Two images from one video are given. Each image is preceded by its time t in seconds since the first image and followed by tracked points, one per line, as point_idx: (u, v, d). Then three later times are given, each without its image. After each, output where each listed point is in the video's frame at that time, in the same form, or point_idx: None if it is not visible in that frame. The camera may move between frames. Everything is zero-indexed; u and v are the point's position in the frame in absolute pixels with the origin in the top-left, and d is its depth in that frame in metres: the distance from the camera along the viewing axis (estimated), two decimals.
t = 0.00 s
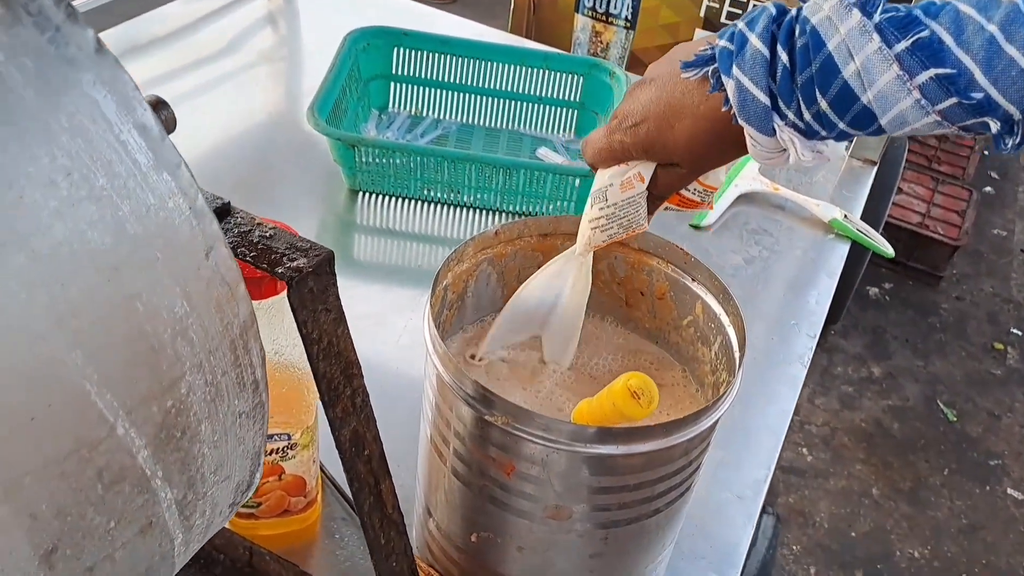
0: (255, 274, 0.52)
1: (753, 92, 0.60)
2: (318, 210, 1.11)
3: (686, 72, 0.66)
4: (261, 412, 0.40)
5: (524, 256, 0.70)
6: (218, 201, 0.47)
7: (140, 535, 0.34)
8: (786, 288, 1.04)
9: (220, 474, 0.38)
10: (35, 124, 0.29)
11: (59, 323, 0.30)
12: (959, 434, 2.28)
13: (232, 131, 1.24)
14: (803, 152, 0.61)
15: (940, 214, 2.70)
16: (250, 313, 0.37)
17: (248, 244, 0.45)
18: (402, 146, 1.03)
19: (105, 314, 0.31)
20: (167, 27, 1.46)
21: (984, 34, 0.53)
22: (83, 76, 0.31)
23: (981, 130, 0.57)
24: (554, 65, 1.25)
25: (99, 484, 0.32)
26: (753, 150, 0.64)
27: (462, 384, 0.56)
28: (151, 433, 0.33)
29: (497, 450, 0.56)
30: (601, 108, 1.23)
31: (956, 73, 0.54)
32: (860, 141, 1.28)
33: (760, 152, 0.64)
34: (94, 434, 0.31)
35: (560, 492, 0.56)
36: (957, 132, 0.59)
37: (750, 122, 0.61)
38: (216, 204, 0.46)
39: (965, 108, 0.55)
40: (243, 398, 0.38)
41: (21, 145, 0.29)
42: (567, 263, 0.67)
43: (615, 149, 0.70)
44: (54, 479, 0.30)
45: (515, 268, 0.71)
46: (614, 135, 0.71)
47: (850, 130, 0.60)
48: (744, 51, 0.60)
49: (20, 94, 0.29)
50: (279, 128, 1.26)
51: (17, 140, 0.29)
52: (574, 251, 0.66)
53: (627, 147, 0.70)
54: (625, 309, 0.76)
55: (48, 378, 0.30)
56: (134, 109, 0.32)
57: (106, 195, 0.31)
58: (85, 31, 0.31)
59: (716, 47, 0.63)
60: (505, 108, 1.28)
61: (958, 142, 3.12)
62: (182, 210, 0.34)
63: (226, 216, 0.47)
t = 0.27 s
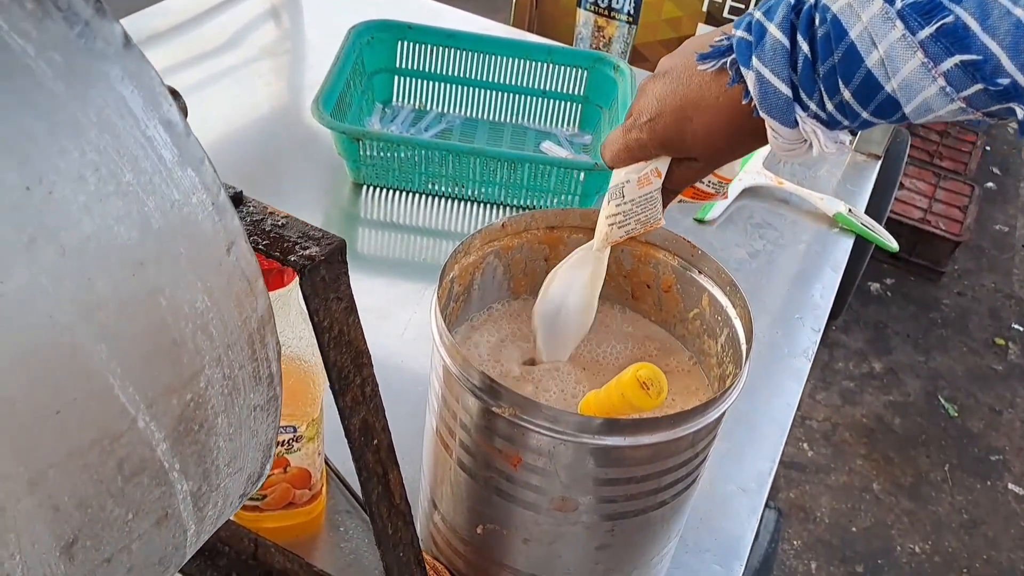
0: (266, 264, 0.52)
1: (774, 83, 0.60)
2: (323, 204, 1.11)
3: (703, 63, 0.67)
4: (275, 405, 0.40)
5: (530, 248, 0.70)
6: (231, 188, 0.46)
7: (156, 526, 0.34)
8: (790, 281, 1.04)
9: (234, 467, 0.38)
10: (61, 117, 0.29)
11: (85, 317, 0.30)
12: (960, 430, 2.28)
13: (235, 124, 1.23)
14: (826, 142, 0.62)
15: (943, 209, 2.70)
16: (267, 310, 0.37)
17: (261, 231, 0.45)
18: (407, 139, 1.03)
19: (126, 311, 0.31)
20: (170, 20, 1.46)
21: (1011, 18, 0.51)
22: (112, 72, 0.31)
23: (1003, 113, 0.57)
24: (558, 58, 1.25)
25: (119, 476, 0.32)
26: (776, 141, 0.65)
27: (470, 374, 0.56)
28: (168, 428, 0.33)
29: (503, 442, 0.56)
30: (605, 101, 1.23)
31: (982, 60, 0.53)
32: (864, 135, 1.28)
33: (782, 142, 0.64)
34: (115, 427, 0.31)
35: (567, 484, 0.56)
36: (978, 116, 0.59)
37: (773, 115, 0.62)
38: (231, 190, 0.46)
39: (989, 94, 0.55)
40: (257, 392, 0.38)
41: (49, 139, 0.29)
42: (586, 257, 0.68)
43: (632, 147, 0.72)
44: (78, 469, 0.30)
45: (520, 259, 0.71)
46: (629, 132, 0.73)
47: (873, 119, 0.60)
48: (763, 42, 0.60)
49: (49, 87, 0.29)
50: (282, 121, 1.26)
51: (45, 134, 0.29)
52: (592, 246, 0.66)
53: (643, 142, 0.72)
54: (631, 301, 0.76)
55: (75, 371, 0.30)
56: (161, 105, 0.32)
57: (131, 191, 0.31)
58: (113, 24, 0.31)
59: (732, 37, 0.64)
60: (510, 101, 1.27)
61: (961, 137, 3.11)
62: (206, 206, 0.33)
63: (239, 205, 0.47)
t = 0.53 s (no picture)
0: (265, 262, 0.51)
1: (778, 67, 0.61)
2: (323, 200, 1.10)
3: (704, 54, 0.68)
4: (273, 413, 0.40)
5: (531, 244, 0.70)
6: (229, 186, 0.46)
7: (153, 537, 0.34)
8: (792, 278, 1.04)
9: (231, 478, 0.38)
10: (66, 128, 0.29)
11: (88, 332, 0.29)
12: (961, 427, 2.28)
13: (235, 120, 1.23)
14: (827, 129, 0.63)
15: (944, 206, 2.69)
16: (268, 322, 0.37)
17: (258, 231, 0.45)
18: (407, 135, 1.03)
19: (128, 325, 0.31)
20: (170, 15, 1.45)
21: (1016, 6, 0.50)
22: (117, 82, 0.30)
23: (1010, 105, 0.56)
24: (559, 54, 1.25)
25: (118, 491, 0.32)
26: (777, 130, 0.65)
27: (471, 372, 0.56)
28: (166, 440, 0.33)
29: (505, 440, 0.56)
30: (606, 97, 1.23)
31: (987, 46, 0.52)
32: (866, 131, 1.27)
33: (783, 131, 0.65)
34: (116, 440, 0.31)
35: (569, 482, 0.55)
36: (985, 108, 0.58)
37: (776, 100, 0.62)
38: (229, 188, 0.46)
39: (995, 83, 0.54)
40: (256, 403, 0.38)
41: (55, 153, 0.28)
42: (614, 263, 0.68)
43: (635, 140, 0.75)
44: (78, 485, 0.30)
45: (522, 255, 0.71)
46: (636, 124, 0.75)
47: (878, 107, 0.59)
48: (768, 26, 0.61)
49: (54, 99, 0.29)
50: (282, 117, 1.25)
51: (50, 149, 0.28)
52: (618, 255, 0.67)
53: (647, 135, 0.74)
54: (632, 297, 0.76)
55: (79, 386, 0.29)
56: (166, 117, 0.32)
57: (135, 205, 0.31)
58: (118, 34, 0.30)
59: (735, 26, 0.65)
60: (510, 97, 1.27)
61: (961, 134, 3.11)
62: (209, 218, 0.33)
63: (237, 203, 0.47)
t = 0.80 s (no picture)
0: (265, 261, 0.51)
1: (756, 85, 0.59)
2: (324, 198, 1.10)
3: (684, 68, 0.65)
4: (274, 414, 0.40)
5: (533, 244, 0.70)
6: (229, 186, 0.46)
7: (154, 540, 0.34)
8: (794, 276, 1.03)
9: (231, 479, 0.38)
10: (63, 130, 0.29)
11: (87, 334, 0.29)
12: (962, 425, 2.27)
13: (235, 118, 1.23)
14: (806, 148, 0.61)
15: (944, 203, 2.69)
16: (268, 323, 0.36)
17: (258, 231, 0.45)
18: (408, 133, 1.03)
19: (127, 327, 0.31)
20: (171, 12, 1.45)
21: (991, 25, 0.51)
22: (116, 84, 0.30)
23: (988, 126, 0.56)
24: (561, 52, 1.24)
25: (118, 492, 0.32)
26: (755, 148, 0.63)
27: (473, 373, 0.55)
28: (167, 441, 0.33)
29: (506, 440, 0.55)
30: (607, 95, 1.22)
31: (964, 65, 0.53)
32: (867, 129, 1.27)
33: (763, 149, 0.63)
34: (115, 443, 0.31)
35: (571, 483, 0.55)
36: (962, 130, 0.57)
37: (754, 117, 0.60)
38: (229, 188, 0.46)
39: (972, 101, 0.54)
40: (257, 403, 0.38)
41: (53, 155, 0.28)
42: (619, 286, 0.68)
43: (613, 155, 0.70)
44: (78, 487, 0.30)
45: (523, 254, 0.70)
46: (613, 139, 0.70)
47: (855, 126, 0.59)
48: (746, 45, 0.59)
49: (52, 100, 0.29)
50: (282, 115, 1.25)
51: (49, 151, 0.28)
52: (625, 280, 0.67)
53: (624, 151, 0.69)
54: (634, 297, 0.76)
55: (79, 388, 0.29)
56: (166, 119, 0.32)
57: (134, 206, 0.31)
58: (117, 35, 0.30)
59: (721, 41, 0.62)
60: (512, 95, 1.27)
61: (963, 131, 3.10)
62: (209, 218, 0.33)
63: (237, 203, 0.46)
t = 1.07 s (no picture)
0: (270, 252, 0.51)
1: (753, 84, 0.59)
2: (326, 192, 1.10)
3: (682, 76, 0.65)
4: (280, 400, 0.40)
5: (535, 238, 0.69)
6: (235, 177, 0.46)
7: (161, 522, 0.34)
8: (796, 271, 1.03)
9: (238, 465, 0.38)
10: (67, 107, 0.29)
11: (91, 314, 0.29)
12: (963, 421, 2.27)
13: (237, 113, 1.23)
14: (804, 147, 0.60)
15: (945, 200, 2.69)
16: (272, 304, 0.36)
17: (265, 222, 0.45)
18: (409, 128, 1.03)
19: (133, 306, 0.30)
20: (172, 7, 1.45)
21: (985, 23, 0.52)
22: (117, 62, 0.30)
23: (983, 126, 0.56)
24: (562, 47, 1.23)
25: (124, 473, 0.31)
26: (752, 148, 0.62)
27: (476, 365, 0.55)
28: (173, 422, 0.33)
29: (510, 432, 0.55)
30: (609, 90, 1.22)
31: (960, 60, 0.53)
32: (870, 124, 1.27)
33: (760, 151, 0.62)
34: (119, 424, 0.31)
35: (574, 475, 0.55)
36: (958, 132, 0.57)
37: (750, 116, 0.60)
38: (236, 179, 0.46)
39: (969, 97, 0.54)
40: (263, 388, 0.37)
41: (55, 133, 0.28)
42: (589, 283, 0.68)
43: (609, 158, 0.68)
44: (83, 467, 0.30)
45: (525, 249, 0.70)
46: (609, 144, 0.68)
47: (852, 125, 0.58)
48: (741, 47, 0.60)
49: (54, 77, 0.28)
50: (284, 110, 1.25)
51: (51, 128, 0.28)
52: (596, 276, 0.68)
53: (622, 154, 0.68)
54: (637, 290, 0.76)
55: (85, 369, 0.29)
56: (167, 97, 0.32)
57: (137, 183, 0.30)
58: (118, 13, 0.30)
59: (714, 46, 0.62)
60: (514, 90, 1.27)
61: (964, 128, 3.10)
62: (212, 195, 0.33)
63: (243, 193, 0.46)
